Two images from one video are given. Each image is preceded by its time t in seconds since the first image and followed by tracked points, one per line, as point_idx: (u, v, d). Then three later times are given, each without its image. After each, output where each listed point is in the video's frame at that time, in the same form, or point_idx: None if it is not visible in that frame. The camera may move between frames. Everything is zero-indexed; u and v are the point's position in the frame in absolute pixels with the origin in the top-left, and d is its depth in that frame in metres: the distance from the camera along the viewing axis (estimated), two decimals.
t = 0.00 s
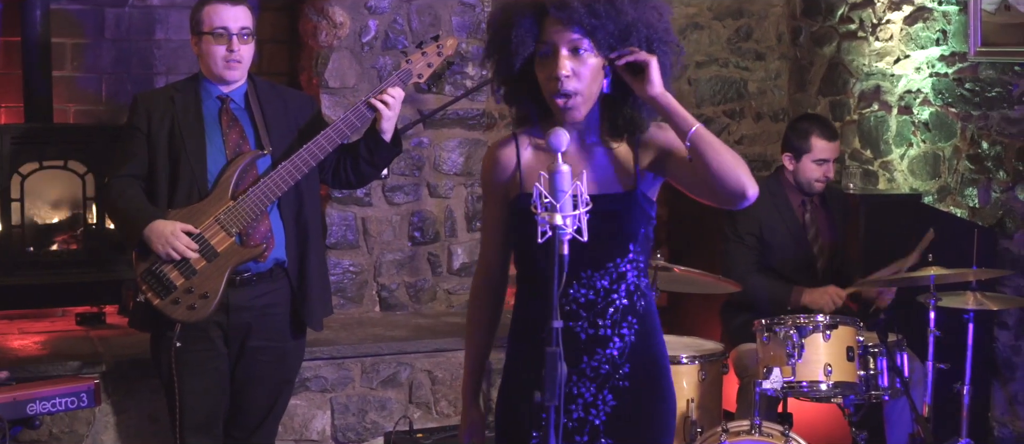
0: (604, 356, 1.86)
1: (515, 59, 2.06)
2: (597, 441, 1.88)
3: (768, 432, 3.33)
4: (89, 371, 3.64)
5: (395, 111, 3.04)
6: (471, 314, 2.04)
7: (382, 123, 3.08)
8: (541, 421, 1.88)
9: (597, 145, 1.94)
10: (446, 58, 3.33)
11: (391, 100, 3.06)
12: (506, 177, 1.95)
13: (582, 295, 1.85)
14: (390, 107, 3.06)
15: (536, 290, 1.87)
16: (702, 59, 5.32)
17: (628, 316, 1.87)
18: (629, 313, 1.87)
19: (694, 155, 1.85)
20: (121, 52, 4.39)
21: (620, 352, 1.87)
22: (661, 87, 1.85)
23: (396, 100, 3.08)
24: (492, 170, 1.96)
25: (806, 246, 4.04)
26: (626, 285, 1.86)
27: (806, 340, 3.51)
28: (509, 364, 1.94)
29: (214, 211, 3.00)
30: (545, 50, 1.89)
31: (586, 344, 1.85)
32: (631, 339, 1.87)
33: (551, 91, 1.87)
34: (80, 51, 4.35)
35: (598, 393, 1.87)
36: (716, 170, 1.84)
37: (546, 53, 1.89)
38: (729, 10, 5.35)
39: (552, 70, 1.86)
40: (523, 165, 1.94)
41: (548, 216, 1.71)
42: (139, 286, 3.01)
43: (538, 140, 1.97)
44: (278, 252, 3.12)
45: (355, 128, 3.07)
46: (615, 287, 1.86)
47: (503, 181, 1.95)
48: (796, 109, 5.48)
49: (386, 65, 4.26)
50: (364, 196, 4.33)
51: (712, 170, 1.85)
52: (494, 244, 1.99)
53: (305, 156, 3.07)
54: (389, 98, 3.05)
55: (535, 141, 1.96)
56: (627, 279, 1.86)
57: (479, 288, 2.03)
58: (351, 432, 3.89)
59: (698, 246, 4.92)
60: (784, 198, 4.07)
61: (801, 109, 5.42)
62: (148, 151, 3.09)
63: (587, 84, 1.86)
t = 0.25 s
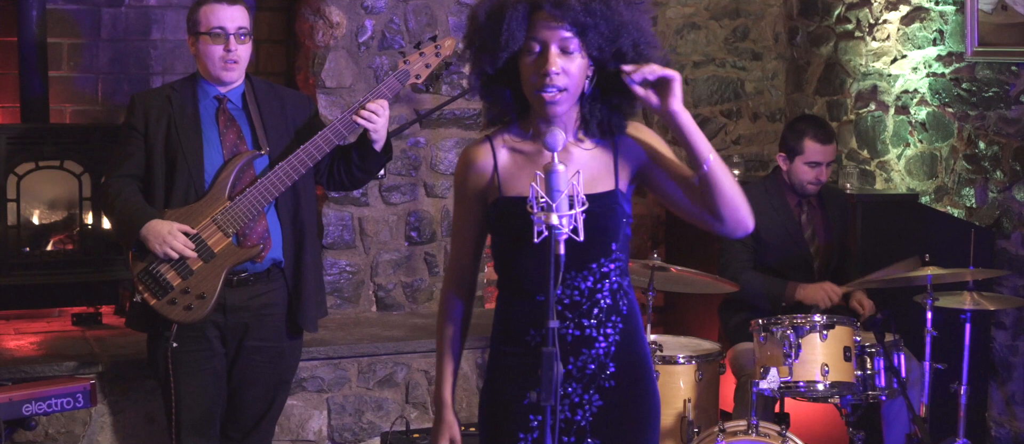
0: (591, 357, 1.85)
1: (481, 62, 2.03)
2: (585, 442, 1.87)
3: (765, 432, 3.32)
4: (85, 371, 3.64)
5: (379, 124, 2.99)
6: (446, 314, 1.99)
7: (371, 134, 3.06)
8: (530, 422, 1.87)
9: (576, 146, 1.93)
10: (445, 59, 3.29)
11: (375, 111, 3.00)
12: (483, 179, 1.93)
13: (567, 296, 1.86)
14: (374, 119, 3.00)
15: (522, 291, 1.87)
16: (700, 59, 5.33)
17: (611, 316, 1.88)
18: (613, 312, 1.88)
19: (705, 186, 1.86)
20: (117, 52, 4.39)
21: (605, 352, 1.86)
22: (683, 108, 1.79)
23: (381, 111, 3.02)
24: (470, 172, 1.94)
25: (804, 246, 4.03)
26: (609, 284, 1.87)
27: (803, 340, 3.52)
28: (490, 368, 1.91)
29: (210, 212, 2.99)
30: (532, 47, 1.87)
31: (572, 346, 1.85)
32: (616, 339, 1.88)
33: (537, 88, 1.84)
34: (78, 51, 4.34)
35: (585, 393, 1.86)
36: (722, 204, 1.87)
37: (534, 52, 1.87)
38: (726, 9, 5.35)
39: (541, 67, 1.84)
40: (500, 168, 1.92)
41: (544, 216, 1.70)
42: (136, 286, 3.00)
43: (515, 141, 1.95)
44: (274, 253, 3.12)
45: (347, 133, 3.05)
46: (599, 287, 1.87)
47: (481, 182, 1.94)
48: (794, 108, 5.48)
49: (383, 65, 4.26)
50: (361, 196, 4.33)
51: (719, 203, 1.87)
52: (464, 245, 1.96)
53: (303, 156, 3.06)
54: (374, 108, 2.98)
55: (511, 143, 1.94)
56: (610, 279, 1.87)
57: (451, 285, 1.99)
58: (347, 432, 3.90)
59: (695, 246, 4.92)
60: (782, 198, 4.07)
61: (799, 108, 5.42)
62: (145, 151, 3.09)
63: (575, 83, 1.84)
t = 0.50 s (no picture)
0: (576, 355, 1.85)
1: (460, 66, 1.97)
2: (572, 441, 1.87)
3: (763, 431, 3.32)
4: (82, 370, 3.62)
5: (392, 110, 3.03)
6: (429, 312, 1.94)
7: (381, 122, 3.08)
8: (517, 422, 1.87)
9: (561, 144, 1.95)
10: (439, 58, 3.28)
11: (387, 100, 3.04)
12: (462, 179, 1.91)
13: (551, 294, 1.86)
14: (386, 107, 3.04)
15: (505, 289, 1.87)
16: (698, 58, 5.32)
17: (596, 313, 1.88)
18: (597, 310, 1.88)
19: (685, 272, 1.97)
20: (115, 51, 4.38)
21: (590, 351, 1.86)
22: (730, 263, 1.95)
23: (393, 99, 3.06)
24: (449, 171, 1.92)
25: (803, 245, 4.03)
26: (593, 282, 1.87)
27: (801, 339, 3.51)
28: (473, 366, 1.91)
29: (209, 210, 2.99)
30: (529, 49, 1.86)
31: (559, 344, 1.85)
32: (600, 337, 1.88)
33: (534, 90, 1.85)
34: (75, 49, 4.34)
35: (572, 392, 1.86)
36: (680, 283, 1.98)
37: (534, 60, 1.85)
38: (724, 9, 5.34)
39: (540, 70, 1.85)
40: (481, 168, 1.91)
41: (543, 214, 1.70)
42: (135, 284, 3.00)
43: (496, 140, 1.94)
44: (273, 251, 3.11)
45: (351, 126, 3.06)
46: (584, 284, 1.86)
47: (461, 182, 1.92)
48: (792, 108, 5.48)
49: (381, 63, 4.26)
50: (359, 195, 4.32)
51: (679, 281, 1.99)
52: (447, 245, 1.93)
53: (300, 154, 3.06)
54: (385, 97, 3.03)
55: (493, 142, 1.93)
56: (594, 276, 1.87)
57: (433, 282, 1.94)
58: (345, 432, 3.90)
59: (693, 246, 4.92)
60: (781, 197, 4.07)
61: (798, 108, 5.42)
62: (143, 149, 3.08)
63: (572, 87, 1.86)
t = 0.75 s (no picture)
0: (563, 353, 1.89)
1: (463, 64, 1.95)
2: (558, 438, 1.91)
3: (762, 430, 3.31)
4: (81, 369, 3.62)
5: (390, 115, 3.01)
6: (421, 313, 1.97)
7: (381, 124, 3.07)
8: (503, 420, 1.92)
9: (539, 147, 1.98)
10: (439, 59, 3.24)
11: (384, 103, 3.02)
12: (444, 185, 1.95)
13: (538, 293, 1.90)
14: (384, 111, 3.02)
15: (494, 290, 1.91)
16: (697, 57, 5.33)
17: (583, 312, 1.91)
18: (584, 309, 1.91)
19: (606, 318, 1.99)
20: (114, 49, 4.38)
21: (576, 349, 1.90)
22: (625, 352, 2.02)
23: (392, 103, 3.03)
24: (430, 179, 1.96)
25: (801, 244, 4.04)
26: (578, 281, 1.91)
27: (800, 338, 3.51)
28: (466, 365, 1.94)
29: (209, 209, 2.99)
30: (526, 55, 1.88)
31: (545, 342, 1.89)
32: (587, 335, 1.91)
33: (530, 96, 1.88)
34: (74, 48, 4.34)
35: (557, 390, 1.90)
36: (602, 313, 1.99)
37: (529, 73, 1.87)
38: (723, 8, 5.34)
39: (537, 78, 1.87)
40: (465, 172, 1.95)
41: (544, 213, 1.70)
42: (134, 283, 3.01)
43: (477, 145, 1.98)
44: (273, 250, 3.11)
45: (351, 126, 3.06)
46: (569, 284, 1.90)
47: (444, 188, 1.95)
48: (791, 107, 5.49)
49: (380, 62, 4.26)
50: (358, 194, 4.32)
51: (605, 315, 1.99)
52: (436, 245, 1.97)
53: (300, 153, 3.06)
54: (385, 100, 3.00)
55: (474, 147, 1.97)
56: (580, 276, 1.91)
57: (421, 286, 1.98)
58: (344, 430, 3.90)
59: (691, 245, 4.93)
60: (780, 196, 4.07)
61: (797, 106, 5.43)
62: (142, 148, 3.08)
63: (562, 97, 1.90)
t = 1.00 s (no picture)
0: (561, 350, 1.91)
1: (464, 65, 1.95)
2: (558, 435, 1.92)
3: (762, 429, 3.31)
4: (81, 369, 3.62)
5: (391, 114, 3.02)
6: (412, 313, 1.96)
7: (382, 123, 3.08)
8: (503, 418, 1.92)
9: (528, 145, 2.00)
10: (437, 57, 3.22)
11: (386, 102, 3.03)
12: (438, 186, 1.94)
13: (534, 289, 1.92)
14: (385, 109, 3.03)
15: (492, 289, 1.92)
16: (695, 57, 5.33)
17: (576, 308, 1.93)
18: (577, 305, 1.93)
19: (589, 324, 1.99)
20: (113, 50, 4.38)
21: (572, 345, 1.92)
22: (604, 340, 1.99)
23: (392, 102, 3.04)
24: (422, 180, 1.94)
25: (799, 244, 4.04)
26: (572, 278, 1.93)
27: (799, 338, 3.51)
28: (466, 364, 1.94)
29: (209, 208, 3.00)
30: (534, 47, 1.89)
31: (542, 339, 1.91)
32: (580, 330, 1.93)
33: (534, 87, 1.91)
34: (74, 48, 4.34)
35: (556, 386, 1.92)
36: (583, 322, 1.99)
37: (537, 63, 1.90)
38: (721, 7, 5.35)
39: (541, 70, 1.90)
40: (459, 172, 1.94)
41: (543, 213, 1.70)
42: (133, 282, 3.00)
43: (468, 146, 1.98)
44: (272, 250, 3.11)
45: (351, 126, 3.06)
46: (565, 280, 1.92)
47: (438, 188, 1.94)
48: (789, 106, 5.50)
49: (379, 62, 4.27)
50: (357, 194, 4.33)
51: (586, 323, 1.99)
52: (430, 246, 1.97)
53: (300, 153, 3.06)
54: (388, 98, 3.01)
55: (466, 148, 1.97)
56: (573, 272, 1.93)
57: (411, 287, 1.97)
58: (343, 430, 3.90)
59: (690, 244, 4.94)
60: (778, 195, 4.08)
61: (795, 106, 5.44)
62: (142, 148, 3.08)
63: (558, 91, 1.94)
